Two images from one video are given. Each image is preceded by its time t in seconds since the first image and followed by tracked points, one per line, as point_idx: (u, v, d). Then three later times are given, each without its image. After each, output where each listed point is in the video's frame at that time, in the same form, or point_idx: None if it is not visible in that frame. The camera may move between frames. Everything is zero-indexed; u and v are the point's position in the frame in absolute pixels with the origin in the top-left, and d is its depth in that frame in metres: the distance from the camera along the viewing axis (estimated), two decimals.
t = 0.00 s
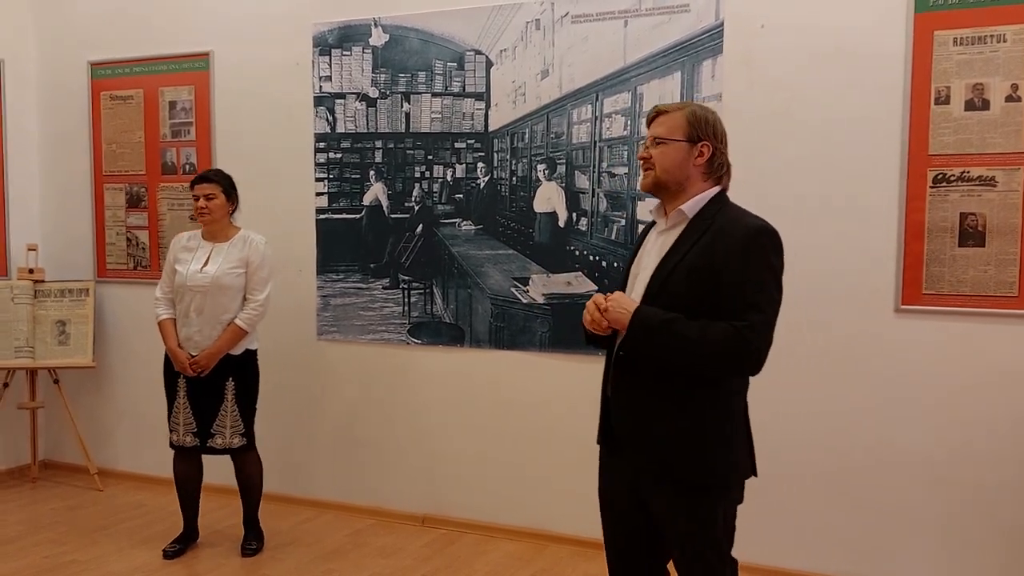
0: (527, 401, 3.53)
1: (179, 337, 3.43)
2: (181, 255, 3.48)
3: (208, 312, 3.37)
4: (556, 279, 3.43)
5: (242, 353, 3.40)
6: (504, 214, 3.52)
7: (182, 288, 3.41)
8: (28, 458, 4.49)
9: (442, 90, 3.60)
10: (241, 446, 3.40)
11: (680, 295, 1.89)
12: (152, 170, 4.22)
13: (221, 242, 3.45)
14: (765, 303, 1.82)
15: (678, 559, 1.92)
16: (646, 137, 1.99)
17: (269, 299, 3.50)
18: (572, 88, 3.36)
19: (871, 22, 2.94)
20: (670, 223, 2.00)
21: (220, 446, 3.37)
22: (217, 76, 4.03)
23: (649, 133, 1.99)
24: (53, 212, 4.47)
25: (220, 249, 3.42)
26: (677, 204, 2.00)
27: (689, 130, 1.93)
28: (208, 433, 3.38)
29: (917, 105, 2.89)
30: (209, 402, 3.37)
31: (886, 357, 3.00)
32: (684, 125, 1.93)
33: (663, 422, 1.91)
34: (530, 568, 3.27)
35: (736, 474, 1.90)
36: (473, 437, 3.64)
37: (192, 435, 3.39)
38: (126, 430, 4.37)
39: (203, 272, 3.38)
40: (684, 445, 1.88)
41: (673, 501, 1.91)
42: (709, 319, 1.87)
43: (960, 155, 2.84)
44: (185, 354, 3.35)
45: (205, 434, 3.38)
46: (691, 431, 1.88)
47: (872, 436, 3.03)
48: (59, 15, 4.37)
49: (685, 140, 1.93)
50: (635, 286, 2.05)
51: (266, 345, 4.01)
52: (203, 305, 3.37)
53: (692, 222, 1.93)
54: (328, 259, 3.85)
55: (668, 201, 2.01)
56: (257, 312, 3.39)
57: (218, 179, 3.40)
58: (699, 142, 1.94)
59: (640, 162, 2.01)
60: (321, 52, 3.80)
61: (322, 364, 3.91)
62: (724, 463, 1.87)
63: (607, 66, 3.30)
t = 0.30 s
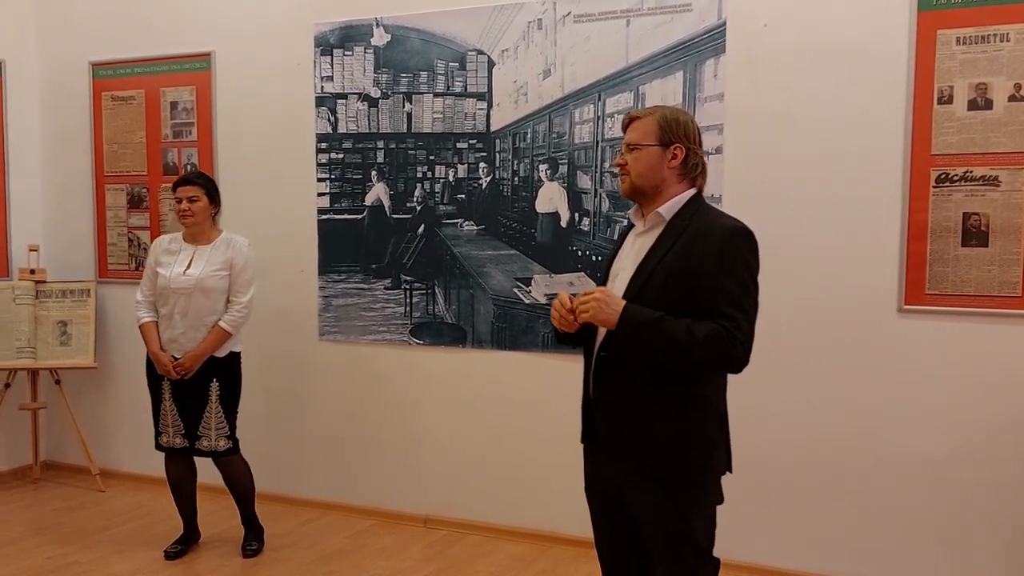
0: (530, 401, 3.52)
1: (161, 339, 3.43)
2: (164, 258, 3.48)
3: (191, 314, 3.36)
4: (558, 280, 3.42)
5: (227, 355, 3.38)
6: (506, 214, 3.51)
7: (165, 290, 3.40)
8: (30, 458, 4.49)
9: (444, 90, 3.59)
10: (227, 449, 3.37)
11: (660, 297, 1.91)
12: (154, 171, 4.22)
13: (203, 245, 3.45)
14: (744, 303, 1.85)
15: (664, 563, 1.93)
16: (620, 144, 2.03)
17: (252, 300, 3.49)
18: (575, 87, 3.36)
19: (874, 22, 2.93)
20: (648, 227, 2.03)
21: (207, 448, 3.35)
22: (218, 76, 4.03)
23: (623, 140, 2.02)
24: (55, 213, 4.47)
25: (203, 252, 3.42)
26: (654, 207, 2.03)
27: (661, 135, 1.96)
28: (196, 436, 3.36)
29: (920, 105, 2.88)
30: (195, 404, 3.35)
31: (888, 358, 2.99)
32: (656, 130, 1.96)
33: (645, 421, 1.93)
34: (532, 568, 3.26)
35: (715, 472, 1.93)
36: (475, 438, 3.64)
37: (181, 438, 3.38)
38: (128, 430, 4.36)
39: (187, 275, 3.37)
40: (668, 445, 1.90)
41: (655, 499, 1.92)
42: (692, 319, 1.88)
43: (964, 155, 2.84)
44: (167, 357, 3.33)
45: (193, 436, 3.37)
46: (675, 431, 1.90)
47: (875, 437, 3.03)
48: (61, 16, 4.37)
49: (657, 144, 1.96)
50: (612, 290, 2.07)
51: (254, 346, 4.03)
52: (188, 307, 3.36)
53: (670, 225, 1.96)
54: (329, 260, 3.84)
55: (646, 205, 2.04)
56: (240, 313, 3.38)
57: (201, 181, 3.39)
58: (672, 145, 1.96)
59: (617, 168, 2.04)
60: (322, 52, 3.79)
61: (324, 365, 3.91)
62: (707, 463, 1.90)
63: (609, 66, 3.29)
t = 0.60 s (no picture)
0: (531, 401, 3.51)
1: (157, 340, 3.39)
2: (156, 258, 3.45)
3: (188, 314, 3.36)
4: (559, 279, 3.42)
5: (225, 354, 3.38)
6: (508, 214, 3.51)
7: (160, 290, 3.39)
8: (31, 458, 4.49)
9: (445, 89, 3.59)
10: (228, 447, 3.37)
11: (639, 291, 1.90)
12: (155, 170, 4.21)
13: (195, 245, 3.44)
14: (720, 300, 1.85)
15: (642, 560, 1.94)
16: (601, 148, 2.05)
17: (247, 298, 3.49)
18: (576, 86, 3.35)
19: (877, 20, 2.93)
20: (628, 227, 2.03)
21: (207, 447, 3.34)
22: (219, 75, 4.02)
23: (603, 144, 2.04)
24: (57, 212, 4.47)
25: (196, 253, 3.41)
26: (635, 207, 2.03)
27: (637, 136, 1.97)
28: (195, 435, 3.36)
29: (922, 105, 2.88)
30: (194, 403, 3.35)
31: (890, 357, 2.99)
32: (631, 132, 1.97)
33: (625, 419, 1.92)
34: (535, 568, 3.26)
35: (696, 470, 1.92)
36: (476, 437, 3.63)
37: (181, 437, 3.37)
38: (129, 430, 4.36)
39: (182, 275, 3.36)
40: (647, 443, 1.90)
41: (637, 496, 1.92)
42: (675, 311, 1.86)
43: (966, 154, 2.83)
44: (164, 358, 3.32)
45: (193, 435, 3.36)
46: (654, 429, 1.89)
47: (878, 437, 3.02)
48: (61, 15, 4.36)
49: (634, 145, 1.97)
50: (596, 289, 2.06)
51: (252, 345, 4.03)
52: (185, 308, 3.36)
53: (650, 223, 1.96)
54: (331, 259, 3.84)
55: (628, 206, 2.05)
56: (237, 312, 3.39)
57: (193, 181, 3.38)
58: (648, 145, 1.97)
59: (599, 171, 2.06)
60: (323, 51, 3.79)
61: (325, 365, 3.91)
62: (685, 462, 1.89)
63: (610, 65, 3.29)
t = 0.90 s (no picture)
0: (532, 399, 3.51)
1: (159, 340, 3.39)
2: (157, 259, 3.45)
3: (191, 315, 3.36)
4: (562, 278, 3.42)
5: (228, 354, 3.38)
6: (510, 214, 3.50)
7: (163, 291, 3.38)
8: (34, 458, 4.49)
9: (448, 89, 3.59)
10: (232, 445, 3.37)
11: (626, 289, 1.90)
12: (158, 170, 4.21)
13: (197, 245, 3.44)
14: (706, 295, 1.84)
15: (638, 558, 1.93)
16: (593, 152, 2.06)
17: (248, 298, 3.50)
18: (579, 86, 3.35)
19: (881, 20, 2.92)
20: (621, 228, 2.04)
21: (211, 446, 3.34)
22: (222, 75, 4.02)
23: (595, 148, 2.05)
24: (60, 212, 4.47)
25: (199, 253, 3.41)
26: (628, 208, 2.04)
27: (628, 138, 1.98)
28: (199, 435, 3.36)
29: (926, 104, 2.87)
30: (198, 403, 3.35)
31: (894, 358, 2.98)
32: (622, 135, 1.98)
33: (618, 417, 1.92)
34: (538, 568, 3.25)
35: (692, 468, 1.91)
36: (479, 438, 3.63)
37: (185, 437, 3.37)
38: (132, 430, 4.36)
39: (185, 275, 3.36)
40: (640, 442, 1.90)
41: (632, 496, 1.92)
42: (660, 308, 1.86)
43: (970, 154, 2.82)
44: (168, 357, 3.32)
45: (196, 435, 3.36)
46: (644, 427, 1.89)
47: (882, 438, 3.01)
48: (65, 15, 4.36)
49: (625, 148, 1.98)
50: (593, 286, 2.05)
51: (253, 344, 4.03)
52: (188, 308, 3.36)
53: (640, 222, 1.97)
54: (333, 259, 3.84)
55: (621, 207, 2.05)
56: (239, 312, 3.40)
57: (194, 182, 3.39)
58: (639, 147, 1.98)
59: (590, 174, 2.06)
60: (326, 51, 3.79)
61: (328, 364, 3.90)
62: (677, 460, 1.89)
63: (613, 65, 3.28)
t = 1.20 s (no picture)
0: (535, 399, 3.51)
1: (161, 340, 3.39)
2: (161, 259, 3.44)
3: (194, 316, 3.36)
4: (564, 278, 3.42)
5: (228, 355, 3.38)
6: (513, 213, 3.50)
7: (166, 292, 3.38)
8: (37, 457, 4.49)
9: (451, 89, 3.58)
10: (230, 446, 3.36)
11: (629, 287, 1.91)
12: (161, 170, 4.21)
13: (200, 246, 3.44)
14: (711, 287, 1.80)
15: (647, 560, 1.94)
16: (619, 128, 2.01)
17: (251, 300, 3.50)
18: (582, 86, 3.34)
19: (884, 19, 2.91)
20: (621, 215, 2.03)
21: (209, 447, 3.34)
22: (224, 74, 4.02)
23: (623, 126, 2.00)
24: (63, 212, 4.47)
25: (203, 254, 3.41)
26: (631, 198, 2.03)
27: (662, 136, 1.97)
28: (197, 434, 3.35)
29: (930, 104, 2.86)
30: (196, 403, 3.35)
31: (897, 358, 2.97)
32: (661, 131, 1.95)
33: (624, 417, 1.92)
34: (542, 568, 3.25)
35: (699, 468, 1.90)
36: (481, 438, 3.62)
37: (183, 436, 3.37)
38: (134, 429, 4.36)
39: (189, 277, 3.36)
40: (645, 441, 1.90)
41: (638, 496, 1.92)
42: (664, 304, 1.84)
43: (974, 154, 2.82)
44: (169, 358, 3.32)
45: (194, 435, 3.36)
46: (649, 427, 1.89)
47: (885, 438, 3.00)
48: (68, 15, 4.36)
49: (657, 143, 1.96)
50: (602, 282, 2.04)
51: (254, 344, 4.03)
52: (191, 309, 3.36)
53: (646, 217, 1.96)
54: (336, 259, 3.83)
55: (624, 194, 2.04)
56: (242, 314, 3.39)
57: (199, 183, 3.39)
58: (668, 149, 1.97)
59: (609, 150, 2.02)
60: (329, 50, 3.78)
61: (330, 364, 3.90)
62: (683, 460, 1.88)
63: (616, 65, 3.28)
